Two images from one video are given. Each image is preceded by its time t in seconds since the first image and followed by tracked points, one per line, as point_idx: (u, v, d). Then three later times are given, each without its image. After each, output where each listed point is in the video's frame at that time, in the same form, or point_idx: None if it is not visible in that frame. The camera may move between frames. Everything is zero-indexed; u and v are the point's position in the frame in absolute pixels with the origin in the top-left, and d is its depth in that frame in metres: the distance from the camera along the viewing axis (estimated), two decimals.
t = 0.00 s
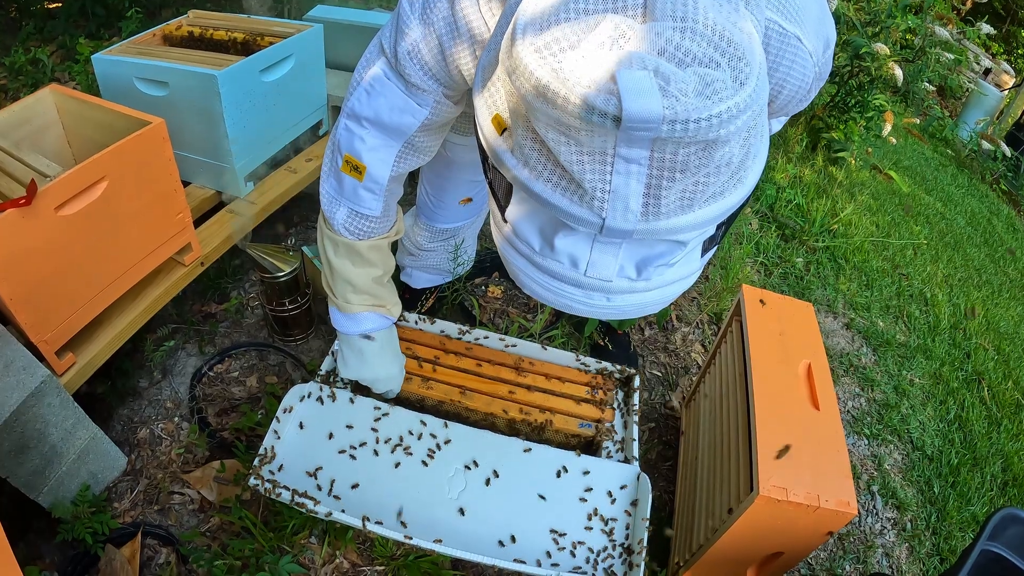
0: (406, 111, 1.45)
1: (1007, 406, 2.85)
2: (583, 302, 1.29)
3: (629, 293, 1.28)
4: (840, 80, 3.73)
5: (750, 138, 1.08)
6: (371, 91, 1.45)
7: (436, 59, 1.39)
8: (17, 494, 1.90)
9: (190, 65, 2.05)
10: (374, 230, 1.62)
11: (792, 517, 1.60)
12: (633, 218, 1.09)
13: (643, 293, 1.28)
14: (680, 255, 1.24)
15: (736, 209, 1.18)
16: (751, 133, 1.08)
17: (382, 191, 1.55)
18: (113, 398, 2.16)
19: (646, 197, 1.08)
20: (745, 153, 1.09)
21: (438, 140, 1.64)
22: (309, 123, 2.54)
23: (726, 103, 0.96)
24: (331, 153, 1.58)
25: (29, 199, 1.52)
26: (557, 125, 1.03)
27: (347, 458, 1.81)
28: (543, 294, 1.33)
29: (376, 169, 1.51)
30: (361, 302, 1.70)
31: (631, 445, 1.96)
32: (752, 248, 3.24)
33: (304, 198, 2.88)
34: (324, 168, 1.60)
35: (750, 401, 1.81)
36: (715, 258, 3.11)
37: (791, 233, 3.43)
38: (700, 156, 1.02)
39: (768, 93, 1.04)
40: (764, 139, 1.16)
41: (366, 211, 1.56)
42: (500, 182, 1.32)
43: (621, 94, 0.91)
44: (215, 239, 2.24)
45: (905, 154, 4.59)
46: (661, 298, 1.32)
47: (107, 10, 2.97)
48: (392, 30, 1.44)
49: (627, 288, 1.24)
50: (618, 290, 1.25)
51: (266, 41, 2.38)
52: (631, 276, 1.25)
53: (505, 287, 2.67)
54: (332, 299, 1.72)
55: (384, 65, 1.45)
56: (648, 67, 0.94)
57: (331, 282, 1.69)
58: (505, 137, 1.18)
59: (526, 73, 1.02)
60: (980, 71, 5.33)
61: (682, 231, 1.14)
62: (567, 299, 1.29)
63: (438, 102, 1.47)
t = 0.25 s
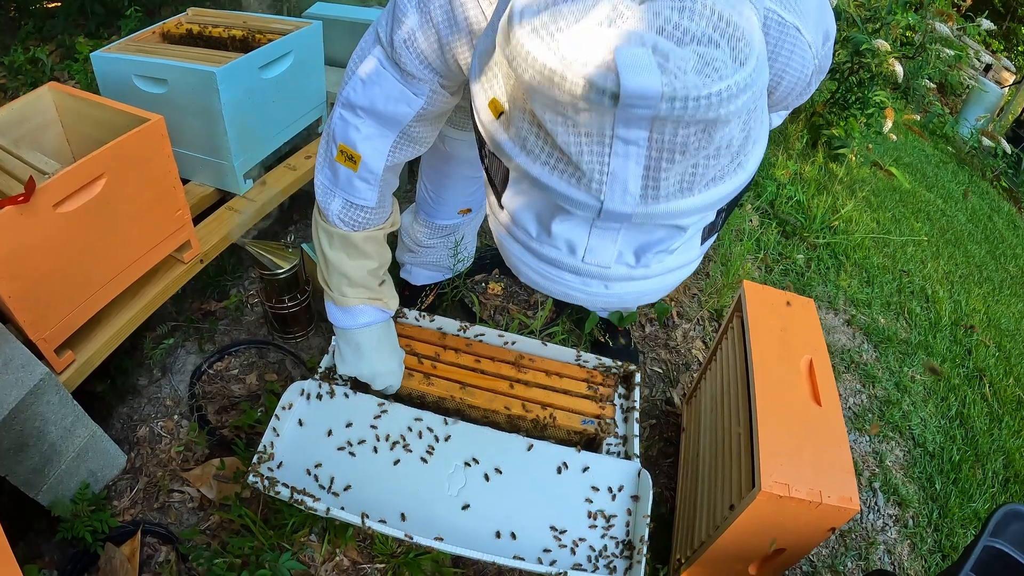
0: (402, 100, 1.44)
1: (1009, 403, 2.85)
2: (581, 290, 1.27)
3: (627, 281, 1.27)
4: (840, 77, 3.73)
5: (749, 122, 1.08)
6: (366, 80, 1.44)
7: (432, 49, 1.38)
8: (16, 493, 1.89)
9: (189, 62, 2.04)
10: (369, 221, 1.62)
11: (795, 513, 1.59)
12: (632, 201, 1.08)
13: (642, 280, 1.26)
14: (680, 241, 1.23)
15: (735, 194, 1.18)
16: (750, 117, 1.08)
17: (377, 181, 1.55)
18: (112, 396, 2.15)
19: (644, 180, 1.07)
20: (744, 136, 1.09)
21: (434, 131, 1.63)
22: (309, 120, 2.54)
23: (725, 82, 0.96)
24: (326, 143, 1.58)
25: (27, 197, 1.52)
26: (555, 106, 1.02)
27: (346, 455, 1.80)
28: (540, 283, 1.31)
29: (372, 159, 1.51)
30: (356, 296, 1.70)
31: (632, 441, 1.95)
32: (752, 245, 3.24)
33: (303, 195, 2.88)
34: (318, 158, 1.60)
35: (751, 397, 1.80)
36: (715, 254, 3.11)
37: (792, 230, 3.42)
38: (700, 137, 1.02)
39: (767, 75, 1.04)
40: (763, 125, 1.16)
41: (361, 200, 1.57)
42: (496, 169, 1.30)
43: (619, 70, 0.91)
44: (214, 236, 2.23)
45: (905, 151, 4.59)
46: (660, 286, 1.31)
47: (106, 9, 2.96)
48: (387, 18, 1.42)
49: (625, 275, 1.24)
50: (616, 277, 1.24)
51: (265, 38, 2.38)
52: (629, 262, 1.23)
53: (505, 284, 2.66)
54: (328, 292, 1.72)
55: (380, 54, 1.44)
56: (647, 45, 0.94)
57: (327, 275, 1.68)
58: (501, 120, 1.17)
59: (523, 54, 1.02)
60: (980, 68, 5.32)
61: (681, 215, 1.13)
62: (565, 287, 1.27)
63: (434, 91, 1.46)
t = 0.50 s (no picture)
0: (399, 91, 1.44)
1: (1010, 400, 2.84)
2: (582, 272, 1.27)
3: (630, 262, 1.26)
4: (841, 73, 3.72)
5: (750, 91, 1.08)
6: (363, 72, 1.44)
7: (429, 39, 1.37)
8: (16, 493, 1.88)
9: (188, 60, 2.04)
10: (368, 213, 1.63)
11: (797, 510, 1.59)
12: (632, 172, 1.08)
13: (644, 261, 1.26)
14: (682, 219, 1.23)
15: (737, 169, 1.18)
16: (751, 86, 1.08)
17: (375, 172, 1.55)
18: (112, 395, 2.15)
19: (646, 150, 1.07)
20: (745, 106, 1.09)
21: (432, 123, 1.63)
22: (308, 117, 2.53)
23: (726, 43, 0.96)
24: (325, 136, 1.58)
25: (26, 194, 1.51)
26: (552, 76, 1.03)
27: (346, 452, 1.80)
28: (541, 267, 1.31)
29: (371, 150, 1.51)
30: (357, 289, 1.71)
31: (634, 438, 1.95)
32: (753, 242, 3.23)
33: (303, 193, 2.87)
34: (317, 150, 1.61)
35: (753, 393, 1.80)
36: (716, 252, 3.10)
37: (793, 227, 3.42)
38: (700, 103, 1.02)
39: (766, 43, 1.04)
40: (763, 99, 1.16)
41: (360, 192, 1.57)
42: (494, 152, 1.30)
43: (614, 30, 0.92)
44: (213, 234, 2.22)
45: (906, 148, 4.58)
46: (663, 267, 1.30)
47: (106, 8, 2.96)
48: (384, 8, 1.42)
49: (628, 255, 1.23)
50: (618, 259, 1.24)
51: (264, 36, 2.37)
52: (631, 242, 1.23)
53: (505, 281, 2.65)
54: (328, 286, 1.72)
55: (377, 45, 1.44)
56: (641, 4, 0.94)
57: (327, 268, 1.69)
58: (496, 97, 1.17)
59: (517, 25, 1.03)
60: (981, 65, 5.31)
61: (684, 187, 1.12)
62: (565, 270, 1.28)
63: (432, 82, 1.46)
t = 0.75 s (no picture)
0: (390, 85, 1.43)
1: (1011, 399, 2.84)
2: (559, 259, 1.28)
3: (607, 248, 1.27)
4: (842, 72, 3.72)
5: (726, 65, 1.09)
6: (355, 66, 1.44)
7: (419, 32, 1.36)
8: (16, 492, 1.88)
9: (187, 58, 2.03)
10: (365, 207, 1.64)
11: (797, 508, 1.59)
12: (603, 148, 1.09)
13: (622, 247, 1.26)
14: (659, 203, 1.23)
15: (718, 150, 1.18)
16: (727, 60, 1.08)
17: (369, 166, 1.56)
18: (111, 394, 2.14)
19: (618, 125, 1.08)
20: (722, 82, 1.10)
21: (427, 118, 1.62)
22: (308, 116, 2.53)
23: (694, 10, 0.97)
24: (320, 132, 1.59)
25: (24, 193, 1.51)
26: (518, 53, 1.05)
27: (346, 451, 1.79)
28: (519, 254, 1.32)
29: (364, 145, 1.52)
30: (355, 283, 1.71)
31: (634, 437, 1.95)
32: (754, 240, 3.23)
33: (303, 192, 2.87)
34: (314, 145, 1.62)
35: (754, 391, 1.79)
36: (716, 250, 3.10)
37: (793, 226, 3.41)
38: (672, 75, 1.03)
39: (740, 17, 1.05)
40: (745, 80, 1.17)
41: (355, 186, 1.58)
42: (471, 140, 1.32)
43: None
44: (213, 233, 2.22)
45: (906, 147, 4.58)
46: (641, 254, 1.30)
47: (105, 7, 2.95)
48: (375, 3, 1.41)
49: (605, 240, 1.24)
50: (596, 244, 1.24)
51: (264, 34, 2.37)
52: (610, 227, 1.24)
53: (506, 280, 2.65)
54: (326, 281, 1.73)
55: (368, 39, 1.43)
56: None
57: (325, 263, 1.70)
58: (470, 81, 1.20)
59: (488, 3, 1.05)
60: (981, 64, 5.31)
61: (658, 164, 1.12)
62: (542, 256, 1.28)
63: (423, 76, 1.45)
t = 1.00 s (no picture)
0: (379, 84, 1.44)
1: (1010, 398, 2.83)
2: (522, 255, 1.32)
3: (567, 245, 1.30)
4: (841, 71, 3.72)
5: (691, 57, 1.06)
6: (345, 66, 1.45)
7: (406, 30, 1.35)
8: (15, 493, 1.87)
9: (185, 57, 2.03)
10: (359, 204, 1.66)
11: (797, 508, 1.58)
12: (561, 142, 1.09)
13: (584, 244, 1.30)
14: (619, 199, 1.25)
15: (683, 145, 1.16)
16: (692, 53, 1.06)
17: (361, 164, 1.57)
18: (111, 394, 2.14)
19: (575, 119, 1.07)
20: (686, 76, 1.07)
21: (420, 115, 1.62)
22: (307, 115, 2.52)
23: None
24: (314, 131, 1.61)
25: (22, 193, 1.50)
26: (477, 43, 1.04)
27: (344, 451, 1.79)
28: (484, 248, 1.35)
29: (354, 143, 1.53)
30: (351, 280, 1.72)
31: (634, 437, 1.95)
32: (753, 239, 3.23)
33: (302, 192, 2.86)
34: (308, 144, 1.64)
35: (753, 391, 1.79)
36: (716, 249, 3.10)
37: (793, 224, 3.41)
38: (631, 67, 1.01)
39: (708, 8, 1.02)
40: (715, 73, 1.14)
41: (347, 185, 1.59)
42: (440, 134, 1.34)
43: None
44: (212, 233, 2.22)
45: (906, 146, 4.57)
46: (600, 254, 1.35)
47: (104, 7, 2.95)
48: (362, 2, 1.41)
49: (568, 237, 1.27)
50: (559, 239, 1.28)
51: (262, 33, 2.37)
52: (573, 223, 1.27)
53: (505, 279, 2.65)
54: (323, 279, 1.74)
55: (357, 38, 1.43)
56: None
57: (321, 261, 1.72)
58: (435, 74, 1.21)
59: None
60: (981, 62, 5.30)
61: (616, 159, 1.12)
62: (505, 251, 1.32)
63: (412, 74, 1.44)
